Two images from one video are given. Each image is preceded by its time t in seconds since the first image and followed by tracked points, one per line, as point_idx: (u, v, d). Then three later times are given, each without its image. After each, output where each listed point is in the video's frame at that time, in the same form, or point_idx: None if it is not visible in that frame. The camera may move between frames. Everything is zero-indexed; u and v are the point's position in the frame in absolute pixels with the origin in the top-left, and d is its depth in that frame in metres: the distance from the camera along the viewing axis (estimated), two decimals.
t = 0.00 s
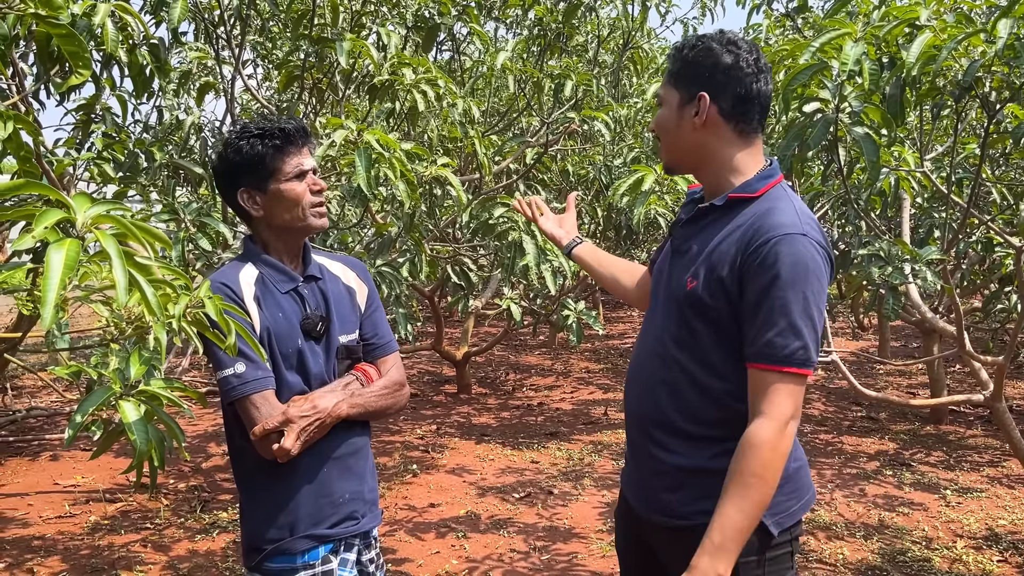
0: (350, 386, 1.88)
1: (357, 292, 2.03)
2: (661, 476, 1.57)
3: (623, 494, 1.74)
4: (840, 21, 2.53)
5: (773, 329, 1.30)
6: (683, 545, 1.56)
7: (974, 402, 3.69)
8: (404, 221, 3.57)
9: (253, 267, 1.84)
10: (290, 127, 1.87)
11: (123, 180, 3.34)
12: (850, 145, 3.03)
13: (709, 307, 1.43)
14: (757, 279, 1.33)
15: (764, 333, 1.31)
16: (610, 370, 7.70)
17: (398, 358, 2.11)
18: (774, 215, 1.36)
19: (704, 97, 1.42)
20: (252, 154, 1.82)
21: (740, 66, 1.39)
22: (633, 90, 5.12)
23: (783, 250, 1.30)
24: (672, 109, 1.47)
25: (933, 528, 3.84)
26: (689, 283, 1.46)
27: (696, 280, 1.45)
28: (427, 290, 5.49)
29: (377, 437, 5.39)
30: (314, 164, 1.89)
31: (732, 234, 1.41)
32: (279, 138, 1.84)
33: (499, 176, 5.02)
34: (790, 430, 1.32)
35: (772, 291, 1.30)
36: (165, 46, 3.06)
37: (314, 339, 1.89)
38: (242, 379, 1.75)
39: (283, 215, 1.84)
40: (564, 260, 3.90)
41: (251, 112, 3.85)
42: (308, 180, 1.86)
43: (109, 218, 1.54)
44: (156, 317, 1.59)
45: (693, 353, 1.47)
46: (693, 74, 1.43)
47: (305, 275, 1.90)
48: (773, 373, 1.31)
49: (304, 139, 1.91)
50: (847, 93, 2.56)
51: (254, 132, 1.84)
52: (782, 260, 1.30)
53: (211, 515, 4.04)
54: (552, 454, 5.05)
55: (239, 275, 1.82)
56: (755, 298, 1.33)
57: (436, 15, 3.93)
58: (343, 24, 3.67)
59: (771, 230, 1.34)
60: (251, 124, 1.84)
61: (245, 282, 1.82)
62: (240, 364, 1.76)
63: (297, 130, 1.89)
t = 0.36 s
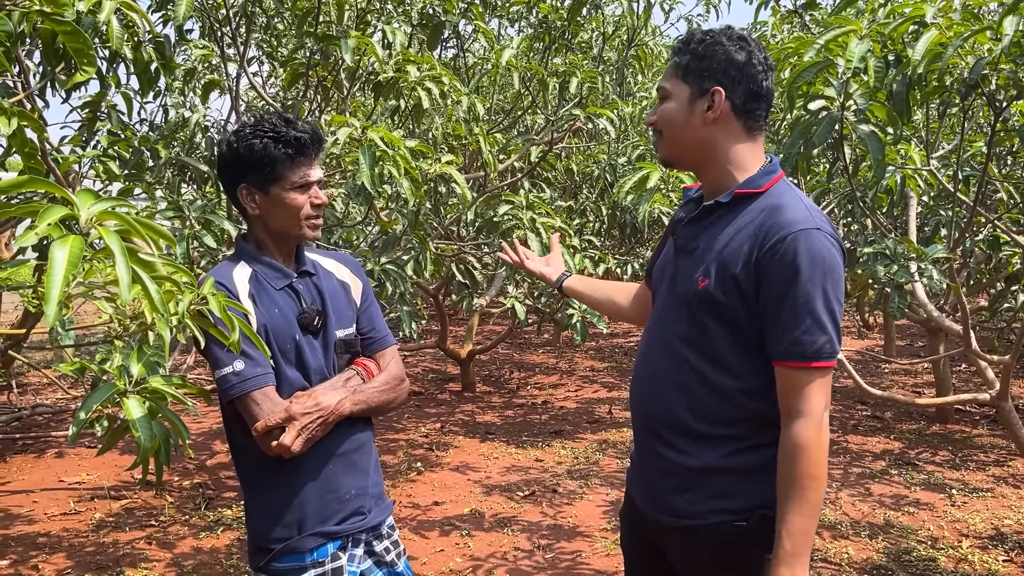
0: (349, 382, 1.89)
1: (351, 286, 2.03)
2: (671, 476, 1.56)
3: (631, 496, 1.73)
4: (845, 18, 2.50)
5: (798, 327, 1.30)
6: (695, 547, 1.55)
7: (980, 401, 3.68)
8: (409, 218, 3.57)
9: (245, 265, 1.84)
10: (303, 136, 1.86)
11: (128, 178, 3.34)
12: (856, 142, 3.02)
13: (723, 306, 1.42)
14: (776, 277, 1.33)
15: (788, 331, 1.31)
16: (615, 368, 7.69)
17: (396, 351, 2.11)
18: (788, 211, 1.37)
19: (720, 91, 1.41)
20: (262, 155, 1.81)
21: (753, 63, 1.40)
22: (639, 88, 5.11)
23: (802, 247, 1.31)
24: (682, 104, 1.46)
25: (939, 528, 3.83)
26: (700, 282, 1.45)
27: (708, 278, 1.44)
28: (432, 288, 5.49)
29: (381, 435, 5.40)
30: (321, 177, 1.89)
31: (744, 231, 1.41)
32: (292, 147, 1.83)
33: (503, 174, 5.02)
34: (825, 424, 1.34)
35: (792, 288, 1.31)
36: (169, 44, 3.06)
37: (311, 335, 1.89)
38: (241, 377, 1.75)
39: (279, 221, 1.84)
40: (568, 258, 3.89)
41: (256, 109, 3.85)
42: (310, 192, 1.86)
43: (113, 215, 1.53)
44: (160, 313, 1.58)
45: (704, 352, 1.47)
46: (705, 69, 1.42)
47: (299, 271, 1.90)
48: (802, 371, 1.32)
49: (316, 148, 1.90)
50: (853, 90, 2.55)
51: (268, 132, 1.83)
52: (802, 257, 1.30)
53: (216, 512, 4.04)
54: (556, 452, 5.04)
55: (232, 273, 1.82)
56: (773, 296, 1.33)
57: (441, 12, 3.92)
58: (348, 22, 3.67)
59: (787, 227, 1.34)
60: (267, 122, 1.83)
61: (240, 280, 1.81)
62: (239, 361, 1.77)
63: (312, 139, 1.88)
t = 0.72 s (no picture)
0: (351, 382, 1.87)
1: (356, 284, 2.03)
2: (695, 477, 1.54)
3: (642, 500, 1.69)
4: (849, 14, 2.48)
5: (831, 322, 1.31)
6: (718, 546, 1.53)
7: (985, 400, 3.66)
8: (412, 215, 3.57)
9: (249, 266, 1.84)
10: (297, 146, 1.82)
11: (131, 175, 3.34)
12: (860, 140, 3.01)
13: (754, 304, 1.41)
14: (808, 274, 1.33)
15: (821, 326, 1.32)
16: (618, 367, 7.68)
17: (402, 349, 2.10)
18: (816, 208, 1.37)
19: (744, 90, 1.41)
20: (256, 168, 1.78)
21: (773, 62, 1.42)
22: (642, 86, 5.11)
23: (836, 244, 1.32)
24: (704, 101, 1.43)
25: (943, 527, 3.82)
26: (729, 281, 1.44)
27: (736, 277, 1.43)
28: (435, 286, 5.48)
29: (384, 433, 5.40)
30: (319, 179, 1.86)
31: (771, 229, 1.41)
32: (285, 158, 1.79)
33: (507, 172, 5.01)
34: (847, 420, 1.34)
35: (828, 285, 1.31)
36: (173, 41, 3.06)
37: (316, 335, 1.89)
38: (244, 378, 1.75)
39: (278, 228, 1.84)
40: (572, 255, 3.88)
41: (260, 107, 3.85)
42: (308, 199, 1.84)
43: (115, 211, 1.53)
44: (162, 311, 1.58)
45: (732, 350, 1.46)
46: (727, 68, 1.42)
47: (303, 271, 1.90)
48: (831, 367, 1.32)
49: (312, 151, 1.87)
50: (857, 87, 2.54)
51: (260, 144, 1.79)
52: (836, 254, 1.31)
53: (219, 509, 4.05)
54: (560, 450, 5.03)
55: (235, 274, 1.83)
56: (807, 293, 1.33)
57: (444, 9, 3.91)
58: (352, 19, 3.67)
59: (819, 225, 1.34)
60: (258, 132, 1.79)
61: (243, 282, 1.82)
62: (241, 363, 1.76)
63: (305, 142, 1.85)
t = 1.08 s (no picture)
0: (337, 388, 1.84)
1: (367, 288, 1.98)
2: (721, 475, 1.51)
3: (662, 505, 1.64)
4: (855, 11, 2.49)
5: (858, 315, 1.33)
6: (740, 545, 1.50)
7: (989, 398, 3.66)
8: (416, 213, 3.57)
9: (255, 258, 1.88)
10: (302, 126, 1.85)
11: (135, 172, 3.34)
12: (865, 138, 3.02)
13: (782, 300, 1.41)
14: (836, 269, 1.35)
15: (848, 320, 1.34)
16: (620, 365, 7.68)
17: (409, 359, 2.02)
18: (837, 204, 1.40)
19: (766, 86, 1.43)
20: (259, 146, 1.83)
21: (789, 60, 1.46)
22: (646, 84, 5.11)
23: (863, 238, 1.34)
24: (728, 95, 1.43)
25: (946, 526, 3.82)
26: (756, 277, 1.43)
27: (763, 272, 1.42)
28: (438, 284, 5.49)
29: (387, 431, 5.41)
30: (322, 168, 1.86)
31: (795, 225, 1.41)
32: (284, 137, 1.82)
33: (510, 170, 5.02)
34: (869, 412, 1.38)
35: (856, 278, 1.33)
36: (177, 38, 3.06)
37: (310, 334, 1.87)
38: (224, 370, 1.80)
39: (279, 215, 1.85)
40: (576, 253, 3.87)
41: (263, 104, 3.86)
42: (308, 184, 1.84)
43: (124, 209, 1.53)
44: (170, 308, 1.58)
45: (761, 346, 1.45)
46: (750, 62, 1.44)
47: (309, 268, 1.90)
48: (857, 360, 1.35)
49: (319, 139, 1.88)
50: (862, 84, 2.53)
51: (269, 125, 1.84)
52: (862, 248, 1.33)
53: (222, 507, 4.05)
54: (562, 448, 5.04)
55: (237, 266, 1.86)
56: (835, 288, 1.35)
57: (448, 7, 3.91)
58: (355, 17, 3.67)
59: (845, 220, 1.36)
60: (270, 115, 1.85)
61: (242, 274, 1.86)
62: (224, 355, 1.81)
63: (314, 128, 1.87)
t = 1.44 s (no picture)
0: (325, 391, 1.84)
1: (366, 292, 1.97)
2: (741, 478, 1.51)
3: (678, 507, 1.63)
4: (858, 11, 2.49)
5: (888, 320, 1.35)
6: (759, 545, 1.50)
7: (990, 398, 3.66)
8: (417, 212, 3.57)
9: (254, 256, 1.89)
10: (321, 126, 1.85)
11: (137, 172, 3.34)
12: (867, 137, 3.02)
13: (805, 304, 1.42)
14: (862, 273, 1.35)
15: (876, 325, 1.35)
16: (621, 364, 7.68)
17: (405, 365, 2.00)
18: (860, 208, 1.41)
19: (803, 89, 1.45)
20: (275, 142, 1.83)
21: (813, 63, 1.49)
22: (648, 83, 5.10)
23: (889, 242, 1.35)
24: (765, 96, 1.43)
25: (947, 526, 3.82)
26: (779, 281, 1.43)
27: (787, 277, 1.43)
28: (439, 283, 5.49)
29: (389, 430, 5.41)
30: (336, 171, 1.86)
31: (818, 229, 1.42)
32: (303, 136, 1.83)
33: (512, 169, 5.02)
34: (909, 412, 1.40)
35: (883, 282, 1.34)
36: (179, 38, 3.05)
37: (303, 335, 1.88)
38: (212, 367, 1.81)
39: (286, 211, 1.86)
40: (577, 253, 3.87)
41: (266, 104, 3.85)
42: (321, 186, 1.85)
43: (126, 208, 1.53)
44: (172, 306, 1.58)
45: (783, 350, 1.46)
46: (784, 64, 1.45)
47: (307, 270, 1.90)
48: (891, 364, 1.36)
49: (336, 141, 1.88)
50: (865, 84, 2.52)
51: (285, 122, 1.84)
52: (888, 252, 1.34)
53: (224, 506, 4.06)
54: (563, 447, 5.04)
55: (236, 263, 1.88)
56: (860, 293, 1.36)
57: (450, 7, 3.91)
58: (357, 16, 3.66)
59: (869, 225, 1.37)
60: (287, 114, 1.85)
61: (240, 271, 1.87)
62: (213, 353, 1.82)
63: (331, 130, 1.87)
